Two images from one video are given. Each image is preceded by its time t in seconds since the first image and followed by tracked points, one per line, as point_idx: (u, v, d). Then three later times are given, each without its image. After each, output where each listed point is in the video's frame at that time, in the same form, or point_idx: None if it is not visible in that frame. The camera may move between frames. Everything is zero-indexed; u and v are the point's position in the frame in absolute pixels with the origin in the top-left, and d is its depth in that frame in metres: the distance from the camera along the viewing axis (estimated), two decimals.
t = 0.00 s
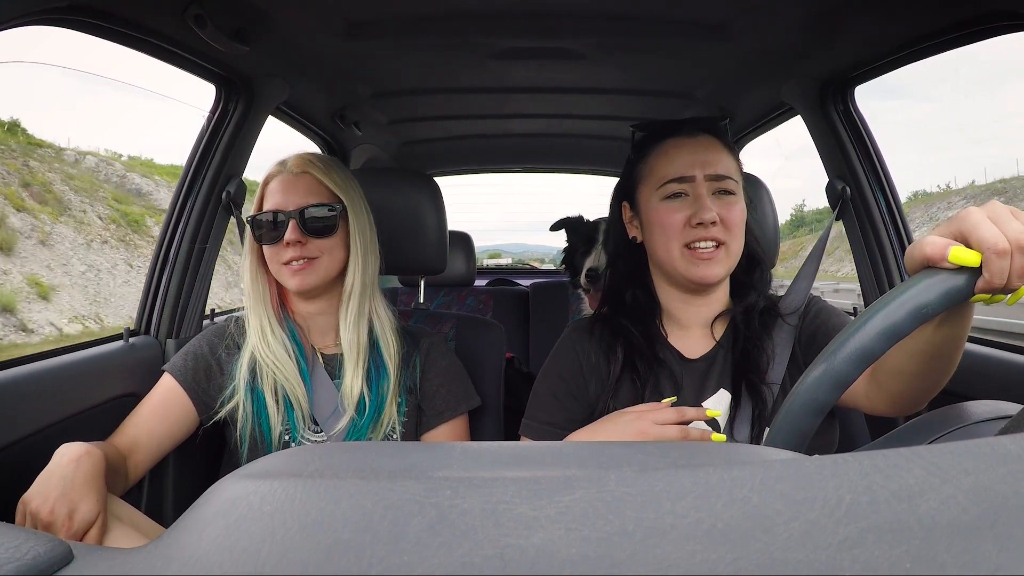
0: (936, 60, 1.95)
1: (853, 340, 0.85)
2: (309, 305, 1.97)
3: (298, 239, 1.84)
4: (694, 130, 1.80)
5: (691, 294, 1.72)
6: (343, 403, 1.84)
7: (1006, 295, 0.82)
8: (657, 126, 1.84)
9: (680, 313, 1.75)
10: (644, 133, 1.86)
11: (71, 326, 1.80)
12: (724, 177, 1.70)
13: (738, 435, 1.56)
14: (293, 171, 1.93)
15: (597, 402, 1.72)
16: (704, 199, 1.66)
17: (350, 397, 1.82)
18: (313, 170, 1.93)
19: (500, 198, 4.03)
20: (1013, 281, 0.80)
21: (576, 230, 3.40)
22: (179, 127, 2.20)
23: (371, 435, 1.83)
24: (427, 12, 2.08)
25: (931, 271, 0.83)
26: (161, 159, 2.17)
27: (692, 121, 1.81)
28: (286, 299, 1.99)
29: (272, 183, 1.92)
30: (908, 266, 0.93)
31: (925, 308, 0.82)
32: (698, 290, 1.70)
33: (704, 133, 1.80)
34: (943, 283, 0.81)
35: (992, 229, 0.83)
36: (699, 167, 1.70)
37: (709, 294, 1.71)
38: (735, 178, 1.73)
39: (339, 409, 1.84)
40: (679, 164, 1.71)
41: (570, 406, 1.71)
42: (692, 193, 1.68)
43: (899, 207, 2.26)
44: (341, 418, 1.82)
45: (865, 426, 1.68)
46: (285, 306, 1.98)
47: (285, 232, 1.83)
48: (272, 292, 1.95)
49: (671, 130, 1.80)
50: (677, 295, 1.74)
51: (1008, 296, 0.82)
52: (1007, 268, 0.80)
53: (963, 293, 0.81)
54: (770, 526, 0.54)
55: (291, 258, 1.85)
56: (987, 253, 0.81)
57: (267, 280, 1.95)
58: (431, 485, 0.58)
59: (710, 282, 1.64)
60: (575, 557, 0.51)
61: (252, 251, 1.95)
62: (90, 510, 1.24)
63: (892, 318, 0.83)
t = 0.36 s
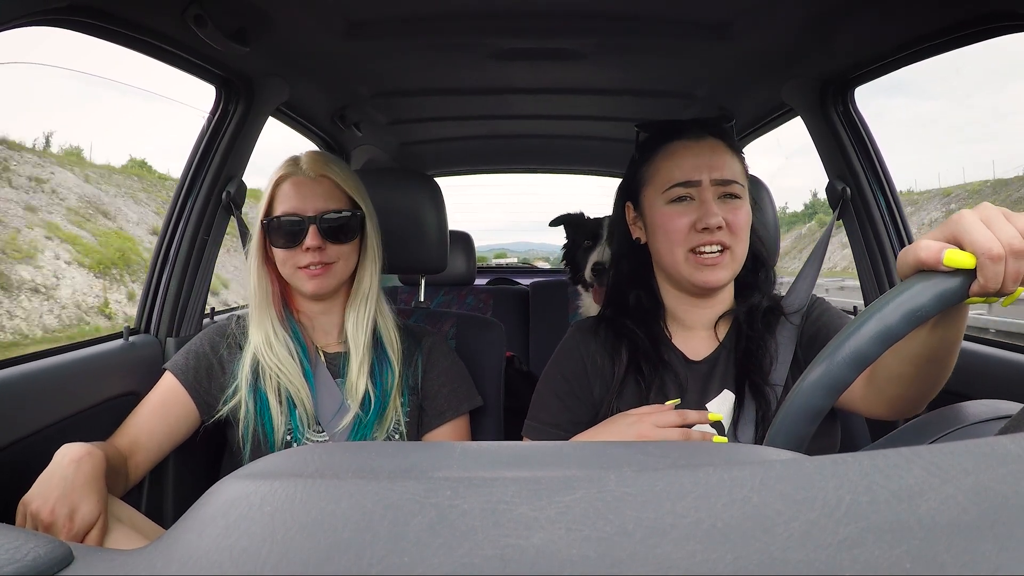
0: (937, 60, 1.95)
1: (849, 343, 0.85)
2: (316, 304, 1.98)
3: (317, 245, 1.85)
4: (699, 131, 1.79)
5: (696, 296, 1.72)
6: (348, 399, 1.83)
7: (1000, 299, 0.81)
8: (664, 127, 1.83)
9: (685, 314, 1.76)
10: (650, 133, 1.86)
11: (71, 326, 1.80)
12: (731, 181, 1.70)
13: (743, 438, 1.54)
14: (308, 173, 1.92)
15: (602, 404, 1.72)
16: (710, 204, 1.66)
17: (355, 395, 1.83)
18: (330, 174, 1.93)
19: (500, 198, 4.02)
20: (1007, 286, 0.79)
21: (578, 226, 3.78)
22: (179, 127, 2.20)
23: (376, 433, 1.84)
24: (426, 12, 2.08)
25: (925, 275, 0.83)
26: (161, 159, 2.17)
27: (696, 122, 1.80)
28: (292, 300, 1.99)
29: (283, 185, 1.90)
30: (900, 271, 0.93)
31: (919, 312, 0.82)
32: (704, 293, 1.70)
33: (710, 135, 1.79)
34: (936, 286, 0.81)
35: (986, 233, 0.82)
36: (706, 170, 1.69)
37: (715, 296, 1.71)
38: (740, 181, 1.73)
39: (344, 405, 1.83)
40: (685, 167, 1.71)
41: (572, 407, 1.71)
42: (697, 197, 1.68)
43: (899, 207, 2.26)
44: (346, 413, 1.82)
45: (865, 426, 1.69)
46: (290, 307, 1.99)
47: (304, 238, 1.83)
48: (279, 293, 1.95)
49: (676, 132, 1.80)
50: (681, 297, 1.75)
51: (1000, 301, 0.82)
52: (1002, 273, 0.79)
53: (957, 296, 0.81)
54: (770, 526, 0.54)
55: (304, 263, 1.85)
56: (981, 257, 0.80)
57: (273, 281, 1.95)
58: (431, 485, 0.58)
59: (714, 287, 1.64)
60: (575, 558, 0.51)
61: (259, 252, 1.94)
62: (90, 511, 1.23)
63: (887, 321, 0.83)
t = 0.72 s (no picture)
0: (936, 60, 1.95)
1: (848, 344, 0.85)
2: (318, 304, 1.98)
3: (325, 244, 1.85)
4: (706, 129, 1.79)
5: (699, 295, 1.72)
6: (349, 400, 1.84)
7: (1000, 300, 0.81)
8: (673, 124, 1.83)
9: (687, 313, 1.75)
10: (658, 129, 1.86)
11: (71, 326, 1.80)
12: (738, 179, 1.69)
13: (742, 439, 1.54)
14: (319, 171, 1.92)
15: (600, 403, 1.72)
16: (717, 201, 1.65)
17: (356, 395, 1.82)
18: (341, 172, 1.94)
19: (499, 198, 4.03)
20: (1007, 287, 0.79)
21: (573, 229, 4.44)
22: (180, 127, 2.20)
23: (377, 433, 1.83)
24: (427, 12, 2.08)
25: (927, 274, 0.83)
26: (161, 158, 2.17)
27: (703, 120, 1.80)
28: (294, 297, 1.99)
29: (292, 181, 1.90)
30: (900, 270, 0.92)
31: (920, 312, 0.82)
32: (706, 292, 1.69)
33: (717, 133, 1.79)
34: (938, 285, 0.81)
35: (987, 232, 0.82)
36: (713, 168, 1.69)
37: (717, 296, 1.71)
38: (746, 180, 1.72)
39: (346, 405, 1.83)
40: (692, 163, 1.70)
41: (573, 407, 1.71)
42: (704, 195, 1.68)
43: (899, 207, 2.26)
44: (346, 415, 1.82)
45: (866, 426, 1.68)
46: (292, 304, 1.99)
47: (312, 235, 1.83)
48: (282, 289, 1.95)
49: (684, 129, 1.80)
50: (682, 295, 1.74)
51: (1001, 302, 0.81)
52: (1003, 274, 0.79)
53: (959, 295, 0.81)
54: (770, 526, 0.54)
55: (309, 258, 1.85)
56: (982, 257, 0.80)
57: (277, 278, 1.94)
58: (432, 484, 0.58)
59: (718, 282, 1.64)
60: (575, 558, 0.51)
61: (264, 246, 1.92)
62: (90, 509, 1.23)
63: (887, 321, 0.83)
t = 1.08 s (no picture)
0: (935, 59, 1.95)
1: (847, 345, 0.85)
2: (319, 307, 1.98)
3: (321, 253, 1.85)
4: (712, 135, 1.78)
5: (699, 301, 1.72)
6: (348, 403, 1.84)
7: (999, 297, 0.81)
8: (678, 128, 1.82)
9: (688, 318, 1.75)
10: (663, 132, 1.85)
11: (71, 325, 1.80)
12: (743, 187, 1.69)
13: (744, 441, 1.55)
14: (313, 179, 1.91)
15: (603, 405, 1.72)
16: (721, 209, 1.65)
17: (356, 397, 1.83)
18: (335, 180, 1.92)
19: (499, 198, 4.03)
20: (1006, 284, 0.79)
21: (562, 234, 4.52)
22: (180, 127, 2.20)
23: (377, 434, 1.83)
24: (427, 12, 2.08)
25: (926, 275, 0.83)
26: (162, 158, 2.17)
27: (709, 125, 1.79)
28: (296, 300, 1.99)
29: (287, 189, 1.90)
30: (900, 271, 0.93)
31: (918, 312, 0.82)
32: (707, 298, 1.69)
33: (722, 138, 1.78)
34: (936, 286, 0.81)
35: (984, 229, 0.82)
36: (718, 175, 1.68)
37: (718, 302, 1.71)
38: (752, 186, 1.72)
39: (346, 407, 1.84)
40: (698, 170, 1.70)
41: (573, 408, 1.71)
42: (709, 202, 1.67)
43: (899, 207, 2.26)
44: (347, 417, 1.82)
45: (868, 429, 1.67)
46: (293, 308, 1.99)
47: (308, 244, 1.83)
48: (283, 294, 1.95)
49: (689, 134, 1.79)
50: (684, 301, 1.74)
51: (1001, 299, 0.81)
52: (1000, 270, 0.78)
53: (956, 296, 0.81)
54: (770, 526, 0.54)
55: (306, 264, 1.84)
56: (980, 253, 0.80)
57: (279, 282, 1.95)
58: (432, 485, 0.58)
59: (721, 290, 1.64)
60: (575, 558, 0.51)
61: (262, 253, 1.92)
62: (91, 510, 1.24)
63: (886, 322, 0.83)
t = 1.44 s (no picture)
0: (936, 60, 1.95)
1: (852, 341, 0.85)
2: (318, 303, 1.98)
3: (311, 239, 1.84)
4: (713, 134, 1.79)
5: (697, 298, 1.72)
6: (348, 403, 1.84)
7: (1004, 295, 0.81)
8: (677, 126, 1.83)
9: (687, 316, 1.76)
10: (662, 131, 1.86)
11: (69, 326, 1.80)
12: (744, 187, 1.69)
13: (741, 440, 1.54)
14: (311, 170, 1.93)
15: (601, 404, 1.72)
16: (722, 210, 1.65)
17: (356, 398, 1.82)
18: (330, 170, 1.94)
19: (499, 198, 4.02)
20: (1011, 281, 0.79)
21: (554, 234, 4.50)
22: (180, 127, 2.20)
23: (378, 436, 1.83)
24: (428, 12, 2.07)
25: (933, 271, 0.83)
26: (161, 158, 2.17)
27: (708, 124, 1.80)
28: (294, 297, 2.00)
29: (285, 180, 1.92)
30: (907, 265, 0.92)
31: (923, 309, 0.82)
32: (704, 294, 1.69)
33: (724, 138, 1.78)
34: (941, 282, 0.81)
35: (992, 226, 0.82)
36: (719, 174, 1.68)
37: (716, 299, 1.70)
38: (752, 186, 1.71)
39: (343, 408, 1.84)
40: (700, 171, 1.69)
41: (572, 407, 1.71)
42: (710, 202, 1.67)
43: (899, 208, 2.27)
44: (345, 417, 1.82)
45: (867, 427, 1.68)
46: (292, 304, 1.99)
47: (298, 230, 1.84)
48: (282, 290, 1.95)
49: (690, 133, 1.79)
50: (683, 298, 1.74)
51: (1006, 297, 0.81)
52: (1007, 267, 0.78)
53: (963, 293, 0.82)
54: (769, 526, 0.54)
55: (303, 258, 1.84)
56: (987, 249, 0.79)
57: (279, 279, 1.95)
58: (432, 484, 0.58)
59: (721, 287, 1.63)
60: (575, 557, 0.51)
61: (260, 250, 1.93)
62: (90, 510, 1.24)
63: (892, 318, 0.83)
